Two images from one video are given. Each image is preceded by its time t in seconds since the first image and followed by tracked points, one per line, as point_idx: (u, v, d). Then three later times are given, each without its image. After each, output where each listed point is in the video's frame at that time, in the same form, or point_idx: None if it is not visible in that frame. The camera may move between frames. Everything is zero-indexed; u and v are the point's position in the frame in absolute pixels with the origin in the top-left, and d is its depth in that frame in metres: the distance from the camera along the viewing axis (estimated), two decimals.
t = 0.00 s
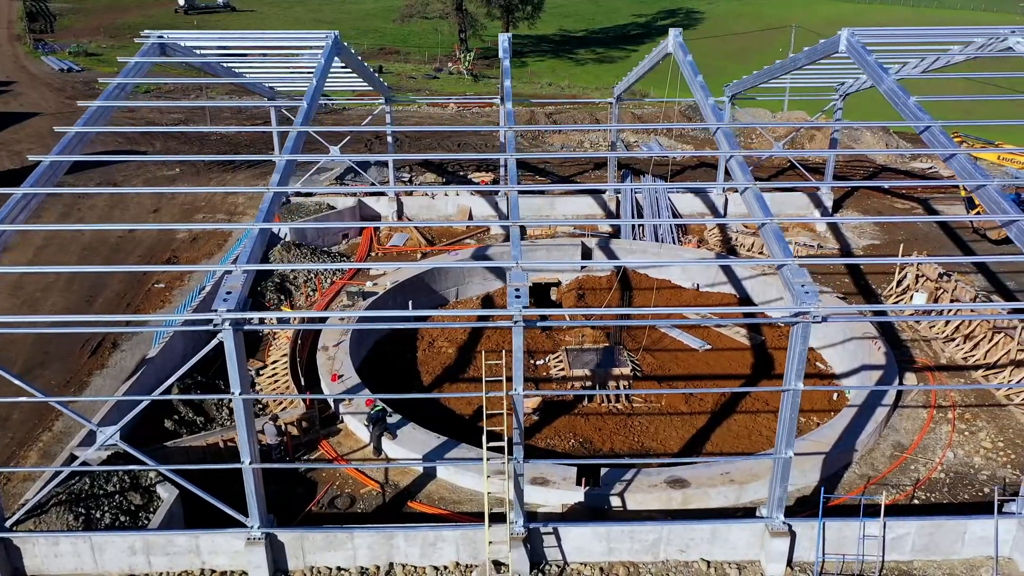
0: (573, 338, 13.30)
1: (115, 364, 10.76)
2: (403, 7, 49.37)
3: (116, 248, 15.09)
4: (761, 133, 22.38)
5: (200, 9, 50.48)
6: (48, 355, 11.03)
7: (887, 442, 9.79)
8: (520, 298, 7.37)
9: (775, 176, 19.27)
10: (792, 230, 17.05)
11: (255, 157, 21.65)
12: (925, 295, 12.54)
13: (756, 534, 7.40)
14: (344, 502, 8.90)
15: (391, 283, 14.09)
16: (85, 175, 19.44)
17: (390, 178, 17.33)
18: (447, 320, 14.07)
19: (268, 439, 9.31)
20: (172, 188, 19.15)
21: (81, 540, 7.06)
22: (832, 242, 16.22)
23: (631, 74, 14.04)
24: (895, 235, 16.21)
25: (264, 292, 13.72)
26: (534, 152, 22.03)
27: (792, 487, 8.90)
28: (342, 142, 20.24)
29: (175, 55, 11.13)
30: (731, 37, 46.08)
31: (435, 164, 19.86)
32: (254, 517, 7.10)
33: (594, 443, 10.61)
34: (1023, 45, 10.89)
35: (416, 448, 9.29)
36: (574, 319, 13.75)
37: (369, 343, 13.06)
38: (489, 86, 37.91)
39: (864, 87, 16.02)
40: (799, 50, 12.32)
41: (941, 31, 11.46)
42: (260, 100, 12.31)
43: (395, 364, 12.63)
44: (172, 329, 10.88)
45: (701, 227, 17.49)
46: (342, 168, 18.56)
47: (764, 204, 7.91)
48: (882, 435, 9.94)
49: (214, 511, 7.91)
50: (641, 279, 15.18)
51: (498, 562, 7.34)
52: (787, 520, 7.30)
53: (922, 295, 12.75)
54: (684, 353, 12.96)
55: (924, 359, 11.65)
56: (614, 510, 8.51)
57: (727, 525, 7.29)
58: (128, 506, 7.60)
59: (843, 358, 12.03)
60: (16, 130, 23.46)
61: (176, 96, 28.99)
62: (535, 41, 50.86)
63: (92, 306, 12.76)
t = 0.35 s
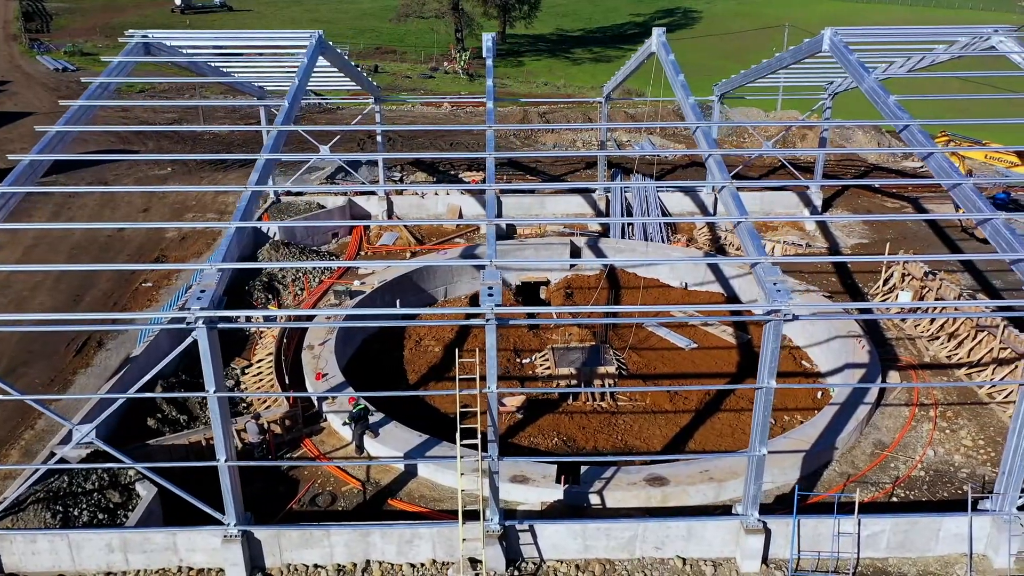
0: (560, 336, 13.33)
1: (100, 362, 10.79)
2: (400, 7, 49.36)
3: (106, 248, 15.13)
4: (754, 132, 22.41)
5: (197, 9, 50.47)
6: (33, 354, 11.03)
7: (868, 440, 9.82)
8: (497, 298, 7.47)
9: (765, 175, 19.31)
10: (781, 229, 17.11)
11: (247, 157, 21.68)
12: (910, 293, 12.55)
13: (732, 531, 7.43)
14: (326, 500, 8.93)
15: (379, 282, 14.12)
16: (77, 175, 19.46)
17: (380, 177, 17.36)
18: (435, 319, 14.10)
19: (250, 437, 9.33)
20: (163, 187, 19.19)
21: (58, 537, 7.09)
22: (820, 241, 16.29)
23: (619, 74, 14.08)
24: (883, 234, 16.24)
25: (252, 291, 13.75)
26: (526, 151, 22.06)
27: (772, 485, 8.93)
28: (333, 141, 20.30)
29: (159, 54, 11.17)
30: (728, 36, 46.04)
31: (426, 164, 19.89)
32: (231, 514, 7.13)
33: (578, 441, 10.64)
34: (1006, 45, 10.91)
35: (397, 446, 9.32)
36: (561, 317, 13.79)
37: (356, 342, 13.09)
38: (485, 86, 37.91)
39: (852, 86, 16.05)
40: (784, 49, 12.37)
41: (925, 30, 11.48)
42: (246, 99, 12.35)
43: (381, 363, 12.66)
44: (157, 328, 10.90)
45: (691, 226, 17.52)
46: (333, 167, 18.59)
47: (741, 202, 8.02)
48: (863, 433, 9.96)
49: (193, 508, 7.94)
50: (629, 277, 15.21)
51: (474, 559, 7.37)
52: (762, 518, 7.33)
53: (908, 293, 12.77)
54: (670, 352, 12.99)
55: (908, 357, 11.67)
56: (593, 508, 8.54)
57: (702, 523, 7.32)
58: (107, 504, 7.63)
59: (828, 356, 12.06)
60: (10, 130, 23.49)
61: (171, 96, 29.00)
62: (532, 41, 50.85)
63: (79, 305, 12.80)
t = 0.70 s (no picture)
0: (545, 335, 13.35)
1: (81, 361, 10.80)
2: (396, 6, 49.36)
3: (93, 246, 15.15)
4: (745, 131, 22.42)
5: (193, 9, 50.47)
6: (15, 354, 11.04)
7: (847, 438, 9.84)
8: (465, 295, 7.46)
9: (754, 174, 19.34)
10: (769, 228, 17.14)
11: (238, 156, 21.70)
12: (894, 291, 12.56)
13: (704, 529, 7.45)
14: (304, 498, 8.95)
15: (364, 281, 14.11)
16: (67, 173, 19.48)
17: (369, 177, 17.35)
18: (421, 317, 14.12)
19: (229, 435, 9.34)
20: (153, 186, 19.19)
21: (31, 535, 7.10)
22: (808, 240, 16.33)
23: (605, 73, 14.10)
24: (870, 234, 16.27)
25: (237, 290, 13.75)
26: (517, 151, 22.09)
27: (750, 484, 8.94)
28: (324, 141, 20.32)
29: (142, 53, 11.20)
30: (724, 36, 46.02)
31: (416, 163, 19.90)
32: (203, 512, 7.15)
33: (559, 439, 10.66)
34: (987, 44, 10.94)
35: (376, 444, 9.33)
36: (547, 315, 13.81)
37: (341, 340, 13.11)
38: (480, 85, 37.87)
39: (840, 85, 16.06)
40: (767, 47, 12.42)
41: (908, 30, 11.49)
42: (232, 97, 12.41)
43: (366, 361, 12.68)
44: (139, 326, 10.91)
45: (679, 225, 17.54)
46: (323, 166, 18.58)
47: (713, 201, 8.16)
48: (842, 432, 9.99)
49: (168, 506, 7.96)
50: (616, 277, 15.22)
51: (447, 557, 7.38)
52: (734, 515, 7.35)
53: (891, 291, 12.79)
54: (655, 351, 13.01)
55: (890, 356, 11.70)
56: (569, 506, 8.56)
57: (674, 520, 7.34)
58: (82, 502, 7.66)
59: (811, 355, 12.09)
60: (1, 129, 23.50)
61: (164, 95, 29.02)
62: (529, 41, 50.85)
63: (64, 303, 12.82)
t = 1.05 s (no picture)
0: (530, 334, 13.35)
1: (63, 360, 10.82)
2: (392, 6, 49.30)
3: (80, 245, 15.15)
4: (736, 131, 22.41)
5: (189, 9, 50.39)
6: None
7: (826, 437, 9.86)
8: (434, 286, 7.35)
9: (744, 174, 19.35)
10: (757, 228, 17.15)
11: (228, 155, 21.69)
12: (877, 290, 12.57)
13: (676, 527, 7.46)
14: (282, 496, 8.96)
15: (349, 281, 14.08)
16: (56, 173, 19.46)
17: (356, 176, 17.30)
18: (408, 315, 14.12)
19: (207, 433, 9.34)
20: (142, 185, 19.17)
21: (4, 533, 7.12)
22: (795, 240, 16.35)
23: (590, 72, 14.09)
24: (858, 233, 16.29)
25: (223, 289, 13.75)
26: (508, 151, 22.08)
27: (727, 483, 8.94)
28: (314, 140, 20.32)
29: (123, 52, 11.21)
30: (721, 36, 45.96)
31: (406, 162, 19.88)
32: (175, 510, 7.16)
33: (539, 438, 10.67)
34: (968, 44, 10.96)
35: (355, 442, 9.34)
36: (533, 314, 13.81)
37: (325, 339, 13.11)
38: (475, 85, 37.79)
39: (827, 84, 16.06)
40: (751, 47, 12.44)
41: (890, 30, 11.46)
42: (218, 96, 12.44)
43: (350, 359, 12.68)
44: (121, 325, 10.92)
45: (667, 224, 17.54)
46: (311, 165, 18.55)
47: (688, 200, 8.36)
48: (821, 431, 10.00)
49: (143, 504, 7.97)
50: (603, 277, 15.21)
51: (420, 555, 7.39)
52: (706, 513, 7.37)
53: (874, 291, 12.80)
54: (640, 350, 13.01)
55: (872, 355, 11.71)
56: (545, 505, 8.58)
57: (646, 519, 7.35)
58: (55, 500, 7.68)
59: (794, 354, 12.09)
60: None
61: (158, 95, 28.99)
62: (525, 40, 50.79)
63: (48, 302, 12.82)
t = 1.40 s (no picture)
0: (511, 333, 13.36)
1: (41, 359, 10.84)
2: (387, 6, 49.26)
3: (63, 244, 15.15)
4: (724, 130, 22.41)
5: (184, 9, 50.33)
6: None
7: (800, 436, 9.89)
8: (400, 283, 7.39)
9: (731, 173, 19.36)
10: (742, 228, 17.18)
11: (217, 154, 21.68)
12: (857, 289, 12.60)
13: (643, 525, 7.48)
14: (255, 495, 8.98)
15: (332, 280, 14.09)
16: (44, 172, 19.45)
17: (342, 175, 17.31)
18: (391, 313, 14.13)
19: (181, 431, 9.36)
20: (130, 184, 19.17)
21: None
22: (779, 240, 16.36)
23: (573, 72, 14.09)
24: (843, 232, 16.32)
25: (205, 288, 13.75)
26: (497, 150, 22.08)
27: (699, 481, 8.96)
28: (301, 140, 20.32)
29: (102, 51, 11.23)
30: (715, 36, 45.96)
31: (393, 162, 19.89)
32: (142, 508, 7.17)
33: (516, 437, 10.68)
34: (945, 44, 10.99)
35: (328, 441, 9.36)
36: (515, 312, 13.83)
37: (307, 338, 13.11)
38: (469, 85, 37.77)
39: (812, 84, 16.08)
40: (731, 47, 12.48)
41: (870, 29, 11.44)
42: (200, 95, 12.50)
43: (331, 358, 12.70)
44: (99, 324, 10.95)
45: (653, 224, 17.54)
46: (298, 164, 18.55)
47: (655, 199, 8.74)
48: (796, 429, 10.03)
49: (112, 502, 7.98)
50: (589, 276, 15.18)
51: (388, 553, 7.41)
52: (673, 511, 7.39)
53: (855, 290, 12.82)
54: (621, 349, 13.03)
55: (851, 354, 11.72)
56: (516, 503, 8.60)
57: (613, 517, 7.37)
58: (24, 498, 7.70)
59: (774, 353, 12.11)
60: None
61: (149, 95, 28.97)
62: (521, 40, 50.75)
63: (29, 301, 12.83)
